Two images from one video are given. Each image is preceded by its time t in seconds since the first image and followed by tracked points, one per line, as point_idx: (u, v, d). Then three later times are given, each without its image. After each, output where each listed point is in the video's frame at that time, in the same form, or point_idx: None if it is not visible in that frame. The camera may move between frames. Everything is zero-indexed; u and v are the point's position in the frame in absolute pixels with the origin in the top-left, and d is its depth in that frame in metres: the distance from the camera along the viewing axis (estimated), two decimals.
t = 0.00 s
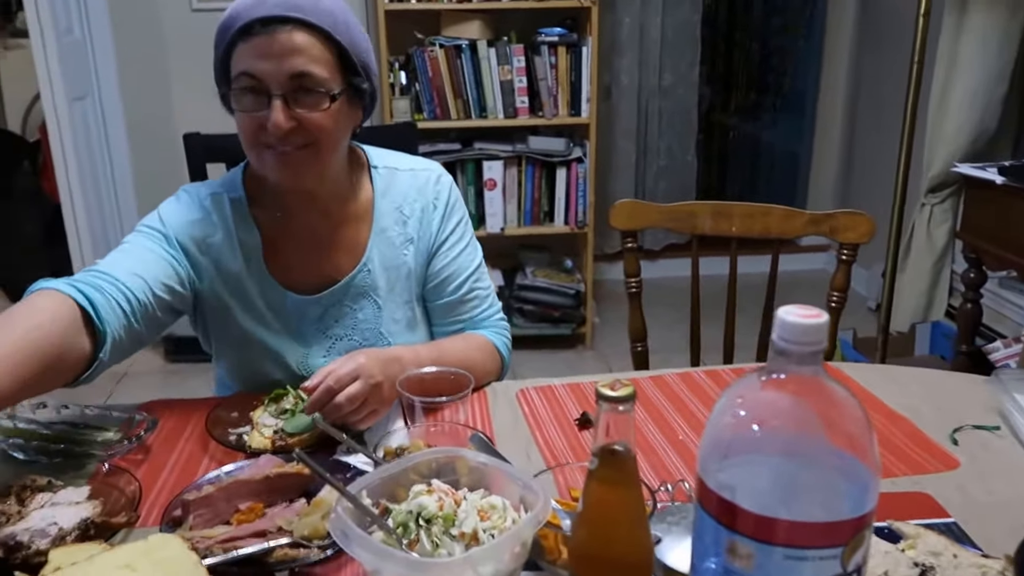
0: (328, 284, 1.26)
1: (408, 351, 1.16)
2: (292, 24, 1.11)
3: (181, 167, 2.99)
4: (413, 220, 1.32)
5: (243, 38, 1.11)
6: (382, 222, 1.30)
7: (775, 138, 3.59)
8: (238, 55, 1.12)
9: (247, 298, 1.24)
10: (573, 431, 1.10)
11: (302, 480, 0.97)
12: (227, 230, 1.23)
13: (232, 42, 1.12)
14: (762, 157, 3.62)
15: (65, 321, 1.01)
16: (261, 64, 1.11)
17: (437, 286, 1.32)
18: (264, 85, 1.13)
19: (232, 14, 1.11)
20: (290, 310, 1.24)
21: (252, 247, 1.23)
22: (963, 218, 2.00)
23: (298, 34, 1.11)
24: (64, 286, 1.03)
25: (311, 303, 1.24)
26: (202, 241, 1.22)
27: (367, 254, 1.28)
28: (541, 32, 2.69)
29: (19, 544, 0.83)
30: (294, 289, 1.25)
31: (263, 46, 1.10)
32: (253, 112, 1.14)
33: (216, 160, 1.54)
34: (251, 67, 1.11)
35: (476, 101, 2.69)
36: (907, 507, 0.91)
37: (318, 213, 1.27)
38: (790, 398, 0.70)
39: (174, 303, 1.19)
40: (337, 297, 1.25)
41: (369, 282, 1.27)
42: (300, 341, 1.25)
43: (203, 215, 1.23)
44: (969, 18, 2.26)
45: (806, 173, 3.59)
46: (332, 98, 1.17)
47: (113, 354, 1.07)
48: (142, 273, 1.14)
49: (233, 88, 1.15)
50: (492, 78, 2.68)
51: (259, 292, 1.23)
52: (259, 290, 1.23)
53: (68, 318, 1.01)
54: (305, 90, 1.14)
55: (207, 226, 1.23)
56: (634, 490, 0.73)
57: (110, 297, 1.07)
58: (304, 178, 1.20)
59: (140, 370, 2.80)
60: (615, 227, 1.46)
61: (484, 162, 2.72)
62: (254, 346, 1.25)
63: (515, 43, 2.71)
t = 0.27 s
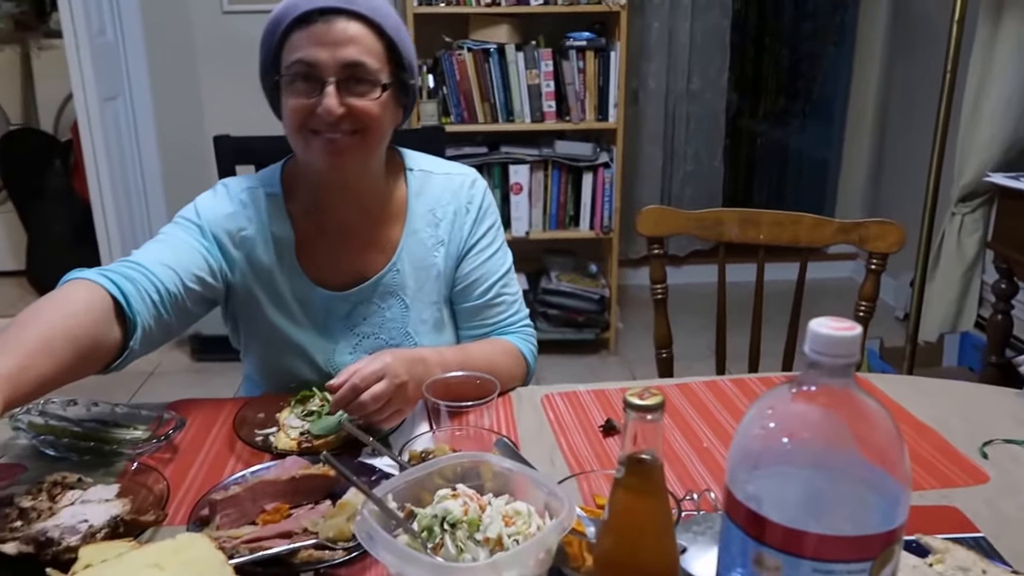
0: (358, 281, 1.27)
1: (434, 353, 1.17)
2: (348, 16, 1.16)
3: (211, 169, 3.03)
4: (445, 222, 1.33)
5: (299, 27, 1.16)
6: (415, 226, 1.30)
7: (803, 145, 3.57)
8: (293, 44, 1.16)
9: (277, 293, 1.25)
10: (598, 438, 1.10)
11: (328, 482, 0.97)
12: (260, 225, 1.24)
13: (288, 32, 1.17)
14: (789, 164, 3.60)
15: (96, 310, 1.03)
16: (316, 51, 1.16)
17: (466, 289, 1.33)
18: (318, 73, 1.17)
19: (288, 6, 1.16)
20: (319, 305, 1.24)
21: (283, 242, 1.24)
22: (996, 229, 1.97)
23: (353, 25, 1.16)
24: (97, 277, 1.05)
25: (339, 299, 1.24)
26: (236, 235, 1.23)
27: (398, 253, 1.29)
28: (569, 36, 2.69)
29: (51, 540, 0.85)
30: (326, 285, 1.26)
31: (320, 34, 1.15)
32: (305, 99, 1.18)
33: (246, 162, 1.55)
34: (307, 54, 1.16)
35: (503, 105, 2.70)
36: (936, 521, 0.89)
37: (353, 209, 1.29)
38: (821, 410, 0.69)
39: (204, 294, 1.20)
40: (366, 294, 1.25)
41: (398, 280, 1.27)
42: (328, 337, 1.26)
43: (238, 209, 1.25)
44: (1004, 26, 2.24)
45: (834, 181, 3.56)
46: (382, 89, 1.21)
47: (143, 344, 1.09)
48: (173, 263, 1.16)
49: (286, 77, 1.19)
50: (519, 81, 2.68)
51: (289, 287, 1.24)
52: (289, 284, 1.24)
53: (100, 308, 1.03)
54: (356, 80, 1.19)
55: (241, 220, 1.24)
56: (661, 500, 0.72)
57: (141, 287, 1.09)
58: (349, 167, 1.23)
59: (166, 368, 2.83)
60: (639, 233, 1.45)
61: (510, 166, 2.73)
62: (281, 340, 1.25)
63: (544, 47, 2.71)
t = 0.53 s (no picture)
0: (390, 274, 1.28)
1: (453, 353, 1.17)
2: (410, 16, 1.19)
3: (231, 171, 3.05)
4: (480, 226, 1.33)
5: (363, 23, 1.19)
6: (451, 228, 1.31)
7: (824, 152, 3.56)
8: (355, 39, 1.19)
9: (304, 282, 1.27)
10: (615, 445, 1.10)
11: (347, 486, 0.97)
12: (287, 215, 1.28)
13: (351, 27, 1.20)
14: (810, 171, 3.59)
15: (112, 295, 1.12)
16: (378, 46, 1.18)
17: (492, 292, 1.32)
18: (377, 68, 1.20)
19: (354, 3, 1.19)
20: (347, 293, 1.26)
21: (314, 227, 1.28)
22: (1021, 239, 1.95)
23: (415, 24, 1.20)
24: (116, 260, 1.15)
25: (370, 290, 1.26)
26: (261, 224, 1.28)
27: (434, 249, 1.30)
28: (589, 41, 2.69)
29: (73, 539, 0.86)
30: (359, 275, 1.27)
31: (383, 31, 1.18)
32: (363, 91, 1.20)
33: (268, 165, 1.57)
34: (368, 49, 1.19)
35: (522, 109, 2.71)
36: (956, 535, 0.89)
37: (394, 203, 1.30)
38: (843, 422, 0.68)
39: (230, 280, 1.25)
40: (396, 288, 1.27)
41: (428, 277, 1.28)
42: (354, 328, 1.27)
43: (265, 201, 1.30)
44: None
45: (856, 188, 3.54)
46: (437, 88, 1.24)
47: (148, 325, 1.17)
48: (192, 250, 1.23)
49: (344, 70, 1.22)
50: (538, 85, 2.68)
51: (316, 275, 1.27)
52: (317, 273, 1.27)
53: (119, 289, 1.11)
54: (414, 76, 1.21)
55: (267, 210, 1.29)
56: (680, 510, 0.72)
57: (151, 273, 1.17)
58: (399, 162, 1.24)
59: (185, 368, 2.85)
60: (659, 239, 1.44)
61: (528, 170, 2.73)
62: (307, 329, 1.27)
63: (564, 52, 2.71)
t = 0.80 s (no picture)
0: (423, 270, 1.30)
1: (473, 353, 1.17)
2: (448, 33, 1.18)
3: (254, 172, 3.08)
4: (517, 231, 1.34)
5: (401, 40, 1.19)
6: (489, 232, 1.33)
7: (845, 159, 3.55)
8: (394, 55, 1.19)
9: (338, 277, 1.30)
10: (633, 450, 1.09)
11: (365, 488, 0.97)
12: (321, 213, 1.32)
13: (390, 42, 1.20)
14: (831, 178, 3.58)
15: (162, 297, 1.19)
16: (415, 64, 1.18)
17: (519, 294, 1.32)
18: (414, 84, 1.20)
19: (394, 16, 1.19)
20: (379, 286, 1.28)
21: (350, 222, 1.32)
22: None
23: (452, 41, 1.19)
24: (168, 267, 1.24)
25: (402, 284, 1.28)
26: (296, 222, 1.32)
27: (468, 248, 1.32)
28: (612, 46, 2.69)
29: (92, 537, 0.86)
30: (393, 269, 1.30)
31: (419, 49, 1.18)
32: (400, 107, 1.21)
33: (291, 166, 1.57)
34: (405, 66, 1.19)
35: (544, 113, 2.71)
36: (980, 545, 0.87)
37: (431, 205, 1.32)
38: (861, 434, 0.68)
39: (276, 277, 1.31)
40: (427, 283, 1.29)
41: (459, 276, 1.30)
42: (384, 321, 1.29)
43: (300, 202, 1.34)
44: None
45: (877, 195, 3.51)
46: (474, 103, 1.23)
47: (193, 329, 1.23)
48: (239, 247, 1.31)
49: (384, 83, 1.23)
50: (561, 90, 2.68)
51: (350, 270, 1.30)
52: (351, 268, 1.30)
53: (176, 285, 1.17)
54: (451, 93, 1.21)
55: (302, 208, 1.33)
56: (699, 519, 0.71)
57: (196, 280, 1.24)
58: (435, 174, 1.26)
59: (203, 367, 2.86)
60: (680, 245, 1.44)
61: (550, 175, 2.74)
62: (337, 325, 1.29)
63: (586, 57, 2.72)
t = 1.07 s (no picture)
0: (450, 271, 1.31)
1: (496, 357, 1.16)
2: (477, 43, 1.19)
3: (275, 172, 3.11)
4: (545, 235, 1.34)
5: (432, 49, 1.20)
6: (517, 235, 1.33)
7: (866, 165, 3.54)
8: (424, 64, 1.21)
9: (369, 280, 1.32)
10: (652, 456, 1.08)
11: (384, 490, 0.97)
12: (354, 217, 1.33)
13: (421, 51, 1.21)
14: (851, 183, 3.57)
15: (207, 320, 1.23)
16: (444, 74, 1.20)
17: (543, 297, 1.32)
18: (444, 93, 1.21)
19: (425, 24, 1.20)
20: (409, 287, 1.30)
21: (381, 224, 1.32)
22: None
23: (482, 51, 1.19)
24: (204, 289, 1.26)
25: (431, 285, 1.30)
26: (328, 226, 1.33)
27: (498, 249, 1.32)
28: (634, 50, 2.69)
29: (112, 537, 0.86)
30: (422, 269, 1.31)
31: (449, 59, 1.19)
32: (430, 115, 1.23)
33: (313, 167, 1.56)
34: (435, 75, 1.20)
35: (566, 117, 2.71)
36: (999, 555, 0.86)
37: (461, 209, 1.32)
38: (882, 442, 0.67)
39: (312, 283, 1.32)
40: (454, 285, 1.30)
41: (486, 277, 1.30)
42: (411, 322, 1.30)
43: (332, 207, 1.35)
44: None
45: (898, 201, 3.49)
46: (502, 111, 1.24)
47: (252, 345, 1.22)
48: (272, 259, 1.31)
49: (415, 91, 1.24)
50: (583, 94, 2.68)
51: (382, 272, 1.31)
52: (383, 270, 1.31)
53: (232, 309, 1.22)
54: (480, 102, 1.22)
55: (335, 212, 1.34)
56: (720, 527, 0.69)
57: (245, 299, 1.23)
58: (464, 181, 1.28)
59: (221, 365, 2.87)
60: (701, 249, 1.43)
61: (571, 178, 2.74)
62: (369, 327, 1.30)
63: (609, 60, 2.72)
